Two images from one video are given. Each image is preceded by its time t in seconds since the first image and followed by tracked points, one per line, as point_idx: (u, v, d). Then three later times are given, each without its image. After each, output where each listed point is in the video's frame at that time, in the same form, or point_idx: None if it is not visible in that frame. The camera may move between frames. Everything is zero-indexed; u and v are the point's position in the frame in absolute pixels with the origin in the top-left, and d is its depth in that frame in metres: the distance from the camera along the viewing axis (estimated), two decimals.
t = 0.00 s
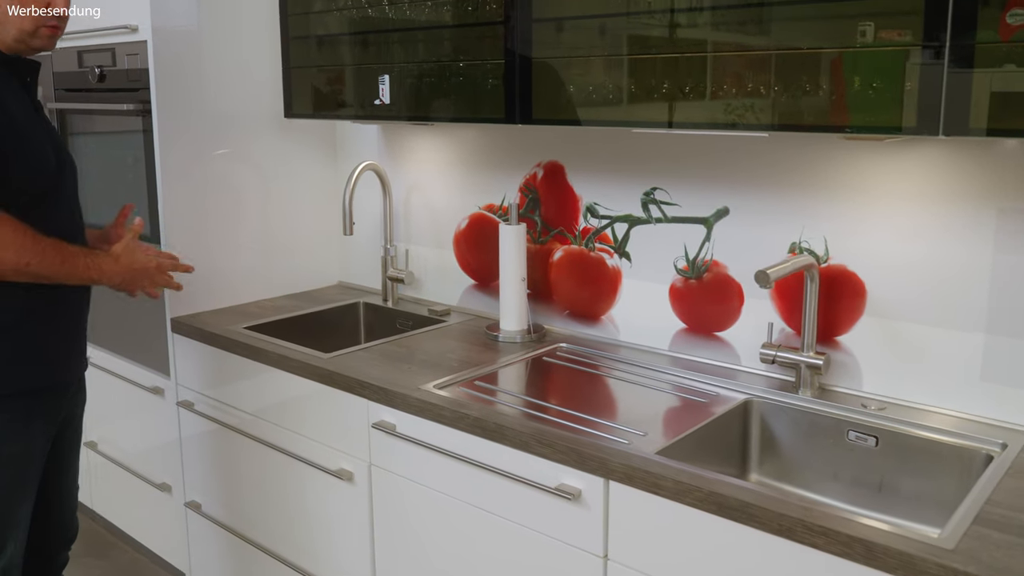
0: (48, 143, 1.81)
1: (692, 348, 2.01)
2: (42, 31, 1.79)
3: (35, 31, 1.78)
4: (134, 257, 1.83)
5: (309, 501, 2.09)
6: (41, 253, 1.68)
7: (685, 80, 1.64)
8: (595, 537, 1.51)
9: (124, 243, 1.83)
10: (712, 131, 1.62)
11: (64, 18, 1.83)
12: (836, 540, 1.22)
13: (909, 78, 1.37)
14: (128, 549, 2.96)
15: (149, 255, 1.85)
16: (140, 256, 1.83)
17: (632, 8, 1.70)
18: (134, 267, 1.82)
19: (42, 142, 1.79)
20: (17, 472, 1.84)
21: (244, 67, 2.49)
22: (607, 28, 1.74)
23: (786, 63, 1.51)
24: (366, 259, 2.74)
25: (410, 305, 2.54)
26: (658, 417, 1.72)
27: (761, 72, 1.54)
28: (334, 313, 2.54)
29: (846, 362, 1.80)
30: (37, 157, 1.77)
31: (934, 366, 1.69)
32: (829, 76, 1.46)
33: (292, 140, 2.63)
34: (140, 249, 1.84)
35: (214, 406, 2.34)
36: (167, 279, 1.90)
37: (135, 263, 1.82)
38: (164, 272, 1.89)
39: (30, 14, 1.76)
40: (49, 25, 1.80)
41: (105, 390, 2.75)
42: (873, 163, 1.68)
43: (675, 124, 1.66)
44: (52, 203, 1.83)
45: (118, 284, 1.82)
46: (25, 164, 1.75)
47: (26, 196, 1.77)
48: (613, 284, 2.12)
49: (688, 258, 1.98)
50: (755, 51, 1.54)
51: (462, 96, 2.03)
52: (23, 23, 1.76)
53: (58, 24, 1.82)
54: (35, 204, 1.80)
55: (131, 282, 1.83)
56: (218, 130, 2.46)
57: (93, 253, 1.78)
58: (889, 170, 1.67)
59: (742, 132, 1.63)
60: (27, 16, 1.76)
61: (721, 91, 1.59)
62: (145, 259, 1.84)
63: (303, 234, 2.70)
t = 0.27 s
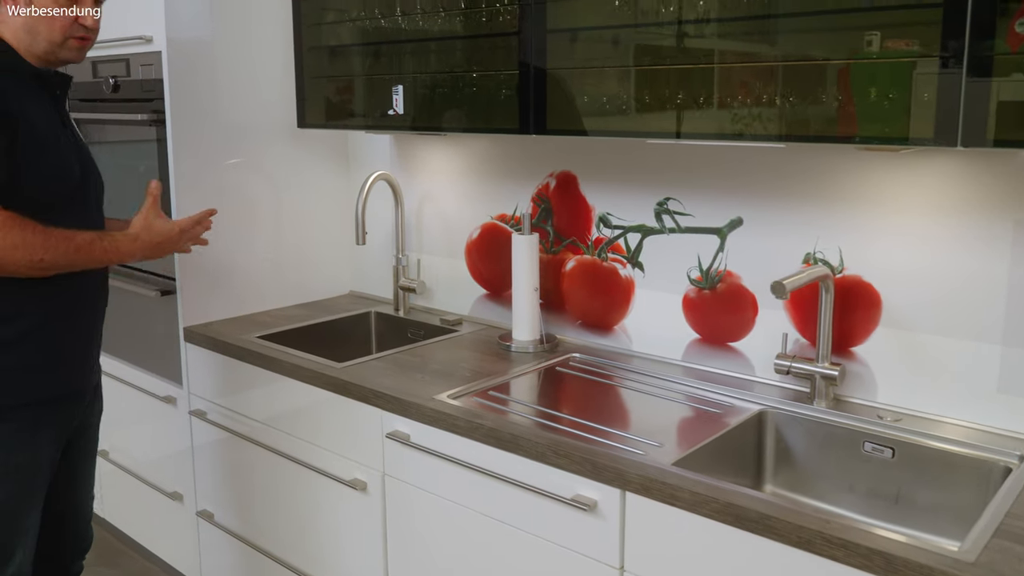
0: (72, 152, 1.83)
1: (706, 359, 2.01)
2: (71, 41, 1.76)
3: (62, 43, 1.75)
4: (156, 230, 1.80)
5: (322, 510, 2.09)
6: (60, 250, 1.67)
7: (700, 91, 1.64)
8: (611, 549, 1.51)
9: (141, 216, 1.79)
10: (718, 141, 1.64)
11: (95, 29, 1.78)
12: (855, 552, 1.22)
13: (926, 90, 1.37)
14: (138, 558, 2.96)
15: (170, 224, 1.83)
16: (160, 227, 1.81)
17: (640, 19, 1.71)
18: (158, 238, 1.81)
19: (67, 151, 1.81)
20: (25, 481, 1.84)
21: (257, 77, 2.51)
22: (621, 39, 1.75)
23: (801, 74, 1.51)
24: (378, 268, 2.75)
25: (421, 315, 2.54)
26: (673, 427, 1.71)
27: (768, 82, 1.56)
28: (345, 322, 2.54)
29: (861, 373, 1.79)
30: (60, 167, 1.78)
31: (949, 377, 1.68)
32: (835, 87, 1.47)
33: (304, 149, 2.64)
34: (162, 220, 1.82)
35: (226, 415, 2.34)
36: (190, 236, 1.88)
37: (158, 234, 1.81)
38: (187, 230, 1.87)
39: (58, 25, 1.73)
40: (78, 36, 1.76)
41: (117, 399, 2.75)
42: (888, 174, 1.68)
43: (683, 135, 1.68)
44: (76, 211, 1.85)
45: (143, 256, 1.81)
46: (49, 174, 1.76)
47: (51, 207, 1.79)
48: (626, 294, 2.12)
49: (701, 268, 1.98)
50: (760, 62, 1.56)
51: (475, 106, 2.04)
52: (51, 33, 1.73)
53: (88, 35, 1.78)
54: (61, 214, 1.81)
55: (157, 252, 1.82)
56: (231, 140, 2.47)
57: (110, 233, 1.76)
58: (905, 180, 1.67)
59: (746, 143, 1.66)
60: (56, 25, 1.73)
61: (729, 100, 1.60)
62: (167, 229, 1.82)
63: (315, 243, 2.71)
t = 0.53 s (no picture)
0: (95, 175, 1.85)
1: (729, 374, 2.00)
2: (114, 66, 1.75)
3: (105, 67, 1.74)
4: (160, 318, 1.73)
5: (343, 524, 2.09)
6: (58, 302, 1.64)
7: (724, 106, 1.64)
8: (636, 565, 1.50)
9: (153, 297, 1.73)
10: (736, 156, 1.65)
11: (138, 57, 1.76)
12: (886, 572, 1.20)
13: (954, 105, 1.36)
14: (159, 570, 2.97)
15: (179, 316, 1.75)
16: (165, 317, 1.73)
17: (658, 35, 1.72)
18: (155, 325, 1.73)
19: (89, 173, 1.83)
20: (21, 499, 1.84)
21: (281, 92, 2.53)
22: (644, 54, 1.75)
23: (826, 89, 1.51)
24: (400, 282, 2.76)
25: (443, 328, 2.55)
26: (697, 443, 1.71)
27: (786, 97, 1.56)
28: (367, 336, 2.55)
29: (887, 389, 1.78)
30: (82, 188, 1.81)
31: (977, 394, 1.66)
32: (853, 102, 1.48)
33: (326, 164, 2.66)
34: (174, 309, 1.75)
35: (248, 428, 2.35)
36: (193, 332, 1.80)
37: (158, 323, 1.73)
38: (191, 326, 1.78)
39: (103, 48, 1.72)
40: (121, 63, 1.75)
41: (140, 411, 2.77)
42: (915, 189, 1.67)
43: (702, 149, 1.68)
44: (96, 231, 1.88)
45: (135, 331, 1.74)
46: (71, 195, 1.79)
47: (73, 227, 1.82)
48: (649, 308, 2.12)
49: (725, 283, 1.97)
50: (778, 77, 1.57)
51: (499, 121, 2.05)
52: (96, 55, 1.72)
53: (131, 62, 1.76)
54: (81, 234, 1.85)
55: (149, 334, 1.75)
56: (255, 154, 2.49)
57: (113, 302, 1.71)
58: (931, 196, 1.66)
59: (764, 158, 1.66)
60: (101, 48, 1.71)
61: (749, 115, 1.61)
62: (171, 319, 1.74)
63: (337, 257, 2.72)
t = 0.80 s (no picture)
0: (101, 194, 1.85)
1: (754, 391, 1.99)
2: (117, 85, 1.76)
3: (109, 86, 1.76)
4: (145, 341, 1.74)
5: (365, 540, 2.09)
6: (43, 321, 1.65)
7: (749, 122, 1.64)
8: None
9: (141, 319, 1.74)
10: (758, 172, 1.64)
11: (143, 77, 1.78)
12: None
13: (983, 121, 1.35)
14: None
15: (164, 342, 1.77)
16: (149, 340, 1.75)
17: (680, 51, 1.73)
18: (138, 349, 1.75)
19: (92, 191, 1.83)
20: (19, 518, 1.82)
21: (306, 108, 2.55)
22: (669, 70, 1.75)
23: (852, 105, 1.50)
24: (423, 296, 2.77)
25: (465, 344, 2.55)
26: (722, 461, 1.70)
27: (808, 112, 1.56)
28: (389, 350, 2.55)
29: (915, 408, 1.76)
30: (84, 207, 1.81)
31: (1007, 413, 1.64)
32: (876, 118, 1.47)
33: (350, 179, 2.68)
34: (160, 334, 1.76)
35: (271, 442, 2.36)
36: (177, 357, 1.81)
37: (140, 346, 1.74)
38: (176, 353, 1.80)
39: (108, 67, 1.74)
40: (124, 82, 1.77)
41: (164, 425, 2.79)
42: (942, 205, 1.66)
43: (724, 165, 1.68)
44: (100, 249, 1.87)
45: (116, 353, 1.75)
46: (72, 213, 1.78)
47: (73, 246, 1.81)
48: (672, 325, 2.11)
49: (749, 299, 1.96)
50: (800, 92, 1.56)
51: (522, 137, 2.05)
52: (102, 74, 1.74)
53: (135, 81, 1.78)
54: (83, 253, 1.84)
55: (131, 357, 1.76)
56: (279, 170, 2.51)
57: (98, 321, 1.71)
58: (959, 212, 1.64)
59: (785, 174, 1.66)
60: (107, 67, 1.74)
61: (772, 130, 1.60)
62: (154, 342, 1.76)
63: (360, 272, 2.74)
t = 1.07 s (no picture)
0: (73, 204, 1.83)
1: (778, 405, 1.97)
2: (82, 93, 1.75)
3: (74, 95, 1.75)
4: (156, 329, 1.78)
5: (387, 552, 2.09)
6: (55, 319, 1.66)
7: (772, 135, 1.63)
8: None
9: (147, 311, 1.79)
10: (781, 185, 1.63)
11: (109, 83, 1.77)
12: None
13: (1013, 134, 1.33)
14: None
15: (175, 329, 1.81)
16: (159, 327, 1.78)
17: (703, 64, 1.73)
18: (150, 339, 1.77)
19: (63, 202, 1.81)
20: None
21: (329, 121, 2.57)
22: (691, 82, 1.75)
23: (877, 118, 1.49)
24: (445, 309, 2.77)
25: (487, 356, 2.55)
26: (747, 475, 1.68)
27: (832, 125, 1.55)
28: (411, 362, 2.55)
29: (942, 423, 1.74)
30: (54, 218, 1.79)
31: None
32: (901, 130, 1.46)
33: (373, 192, 2.69)
34: (169, 321, 1.80)
35: (293, 453, 2.36)
36: (186, 355, 1.83)
37: (154, 333, 1.78)
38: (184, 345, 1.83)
39: (71, 74, 1.72)
40: (90, 89, 1.76)
41: (187, 435, 2.81)
42: (969, 218, 1.64)
43: (746, 178, 1.68)
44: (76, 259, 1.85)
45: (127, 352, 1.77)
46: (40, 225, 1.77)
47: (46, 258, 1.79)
48: (695, 338, 2.10)
49: (773, 313, 1.95)
50: (823, 105, 1.56)
51: (545, 150, 2.05)
52: (65, 82, 1.73)
53: (102, 88, 1.77)
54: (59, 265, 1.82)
55: (144, 352, 1.78)
56: (303, 182, 2.53)
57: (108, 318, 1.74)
58: (987, 225, 1.62)
59: (809, 187, 1.65)
60: (70, 74, 1.72)
61: (795, 142, 1.60)
62: (166, 329, 1.79)
63: (382, 284, 2.75)
